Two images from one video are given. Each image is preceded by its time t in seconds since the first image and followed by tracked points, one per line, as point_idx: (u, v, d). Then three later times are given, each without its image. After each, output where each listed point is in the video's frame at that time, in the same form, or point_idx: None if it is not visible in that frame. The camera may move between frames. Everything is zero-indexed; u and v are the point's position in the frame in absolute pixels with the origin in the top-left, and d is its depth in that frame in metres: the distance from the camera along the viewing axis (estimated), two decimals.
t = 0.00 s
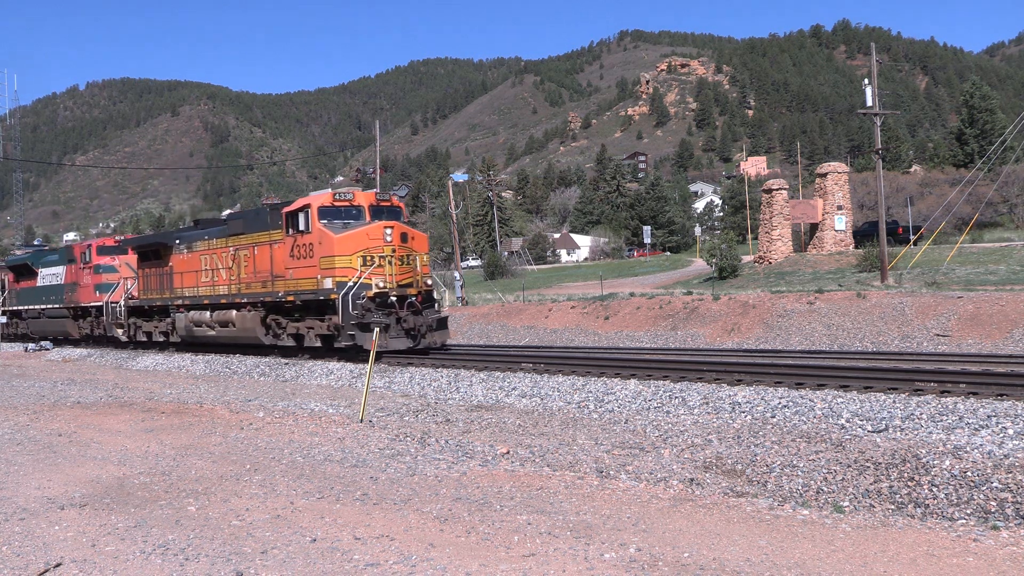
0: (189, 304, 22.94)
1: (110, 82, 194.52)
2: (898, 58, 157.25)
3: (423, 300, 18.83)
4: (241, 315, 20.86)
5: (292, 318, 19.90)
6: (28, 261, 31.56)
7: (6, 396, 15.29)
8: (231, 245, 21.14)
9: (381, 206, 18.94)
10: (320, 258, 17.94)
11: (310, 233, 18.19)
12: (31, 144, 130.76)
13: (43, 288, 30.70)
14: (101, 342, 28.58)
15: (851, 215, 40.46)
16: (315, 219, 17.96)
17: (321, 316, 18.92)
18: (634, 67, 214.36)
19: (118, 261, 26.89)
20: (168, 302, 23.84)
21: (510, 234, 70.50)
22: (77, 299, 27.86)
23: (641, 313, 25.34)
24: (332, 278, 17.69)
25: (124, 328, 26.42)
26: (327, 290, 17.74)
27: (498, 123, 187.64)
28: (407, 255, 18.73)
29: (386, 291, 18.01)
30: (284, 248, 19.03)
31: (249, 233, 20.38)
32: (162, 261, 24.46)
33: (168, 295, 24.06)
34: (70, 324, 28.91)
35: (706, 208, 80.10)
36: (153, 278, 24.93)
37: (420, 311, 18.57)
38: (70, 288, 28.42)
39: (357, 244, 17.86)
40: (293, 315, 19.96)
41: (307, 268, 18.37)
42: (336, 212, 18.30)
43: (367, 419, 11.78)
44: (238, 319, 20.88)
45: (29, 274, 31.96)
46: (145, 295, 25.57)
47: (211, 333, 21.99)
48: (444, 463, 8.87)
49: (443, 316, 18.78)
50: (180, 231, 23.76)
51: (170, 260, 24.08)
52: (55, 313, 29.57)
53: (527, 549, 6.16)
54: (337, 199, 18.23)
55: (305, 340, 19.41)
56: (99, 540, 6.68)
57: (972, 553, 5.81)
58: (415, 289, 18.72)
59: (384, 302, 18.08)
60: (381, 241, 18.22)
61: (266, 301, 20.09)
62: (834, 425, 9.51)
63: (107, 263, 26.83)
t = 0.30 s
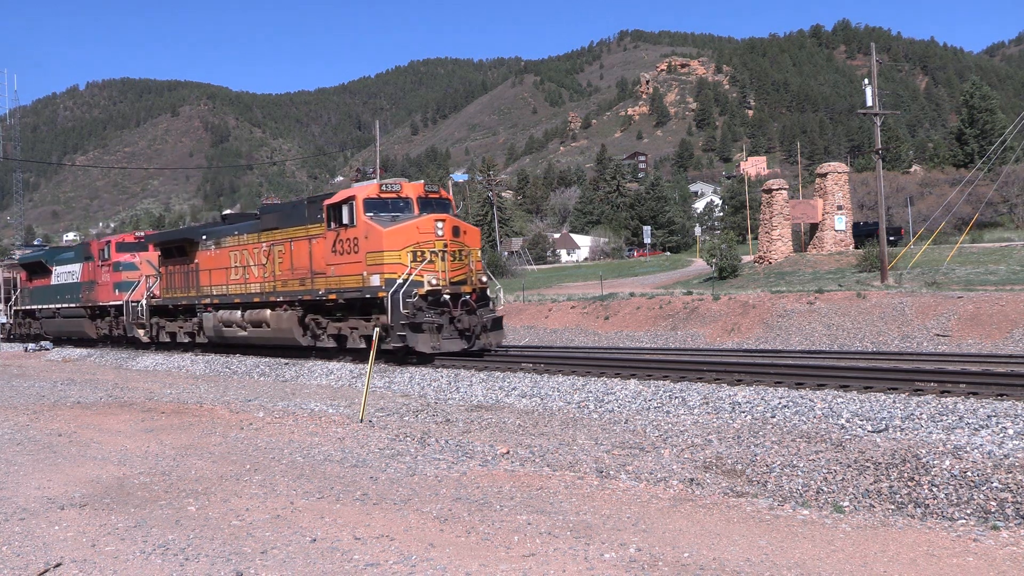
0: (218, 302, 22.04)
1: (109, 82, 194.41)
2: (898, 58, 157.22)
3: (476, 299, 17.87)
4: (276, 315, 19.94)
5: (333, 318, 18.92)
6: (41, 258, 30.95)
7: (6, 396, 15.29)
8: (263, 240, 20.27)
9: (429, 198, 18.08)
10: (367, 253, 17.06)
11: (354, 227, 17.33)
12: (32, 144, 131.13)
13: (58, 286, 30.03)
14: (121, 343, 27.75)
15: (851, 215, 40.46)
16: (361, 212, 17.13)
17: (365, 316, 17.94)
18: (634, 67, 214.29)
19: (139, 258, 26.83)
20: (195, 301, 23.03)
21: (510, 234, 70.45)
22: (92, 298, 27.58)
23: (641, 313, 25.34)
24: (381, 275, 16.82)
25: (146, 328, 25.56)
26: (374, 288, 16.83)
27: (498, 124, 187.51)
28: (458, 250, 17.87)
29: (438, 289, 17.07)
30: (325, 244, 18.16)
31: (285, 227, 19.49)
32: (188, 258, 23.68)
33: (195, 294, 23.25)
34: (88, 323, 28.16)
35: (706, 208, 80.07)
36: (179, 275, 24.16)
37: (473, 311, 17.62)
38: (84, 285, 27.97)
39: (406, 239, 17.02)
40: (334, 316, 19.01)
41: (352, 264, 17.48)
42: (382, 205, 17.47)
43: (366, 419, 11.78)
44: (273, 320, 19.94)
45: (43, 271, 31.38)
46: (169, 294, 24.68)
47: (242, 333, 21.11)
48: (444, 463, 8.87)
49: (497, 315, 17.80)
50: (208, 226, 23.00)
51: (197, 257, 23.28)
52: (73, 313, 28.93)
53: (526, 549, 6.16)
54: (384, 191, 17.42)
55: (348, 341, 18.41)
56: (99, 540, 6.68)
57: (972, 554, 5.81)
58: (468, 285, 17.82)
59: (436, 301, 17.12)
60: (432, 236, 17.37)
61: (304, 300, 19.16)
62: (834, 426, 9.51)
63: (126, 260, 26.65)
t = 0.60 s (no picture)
0: (250, 301, 21.30)
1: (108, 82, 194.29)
2: (898, 58, 157.25)
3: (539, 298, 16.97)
4: (318, 314, 19.20)
5: (380, 317, 18.19)
6: (56, 256, 30.66)
7: (6, 397, 15.31)
8: (300, 235, 19.50)
9: (485, 189, 17.29)
10: (421, 248, 16.33)
11: (407, 220, 16.59)
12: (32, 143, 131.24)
13: (73, 285, 29.78)
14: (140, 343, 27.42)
15: (851, 215, 40.45)
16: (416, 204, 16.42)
17: (419, 316, 17.15)
18: (634, 67, 214.24)
19: (161, 255, 26.17)
20: (224, 300, 22.34)
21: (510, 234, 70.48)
22: (112, 297, 26.97)
23: (640, 313, 25.37)
24: (437, 271, 16.04)
25: (170, 328, 25.00)
26: (432, 284, 16.03)
27: (498, 123, 187.36)
28: (519, 245, 17.01)
29: (500, 287, 16.23)
30: (372, 238, 17.43)
31: (325, 221, 18.70)
32: (216, 254, 22.96)
33: (224, 291, 22.55)
34: (106, 322, 27.91)
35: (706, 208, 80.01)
36: (205, 273, 23.52)
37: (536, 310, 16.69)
38: (104, 284, 27.51)
39: (464, 232, 16.25)
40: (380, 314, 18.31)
41: (404, 260, 16.74)
42: (436, 196, 16.75)
43: (367, 419, 11.79)
44: (314, 321, 19.23)
45: (57, 269, 31.11)
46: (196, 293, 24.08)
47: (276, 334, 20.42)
48: (444, 463, 8.87)
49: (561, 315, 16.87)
50: (238, 221, 22.27)
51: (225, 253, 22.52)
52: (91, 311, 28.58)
53: (527, 548, 6.16)
54: (437, 182, 16.70)
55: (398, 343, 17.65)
56: (99, 540, 6.68)
57: (972, 553, 5.81)
58: (530, 283, 16.92)
59: (497, 299, 16.26)
60: (491, 230, 16.59)
61: (349, 299, 18.41)
62: (834, 425, 9.51)
63: (148, 257, 25.86)
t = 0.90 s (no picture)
0: (287, 299, 20.54)
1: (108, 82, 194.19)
2: (897, 58, 157.29)
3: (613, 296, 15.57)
4: (366, 314, 18.24)
5: (434, 316, 17.19)
6: (72, 254, 30.50)
7: (6, 397, 15.29)
8: (343, 229, 18.66)
9: (549, 178, 16.08)
10: (484, 242, 15.13)
11: (469, 211, 15.39)
12: (32, 143, 131.25)
13: (91, 284, 29.42)
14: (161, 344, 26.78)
15: (851, 215, 40.42)
16: (479, 194, 15.26)
17: (480, 317, 15.97)
18: (634, 67, 214.13)
19: (187, 252, 25.55)
20: (258, 298, 21.52)
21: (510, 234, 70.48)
22: (136, 296, 26.33)
23: (641, 313, 25.40)
24: (502, 267, 14.82)
25: (195, 328, 24.13)
26: (497, 281, 14.78)
27: (498, 123, 187.15)
28: (590, 238, 15.67)
29: (573, 284, 14.83)
30: (428, 232, 16.33)
31: (373, 214, 17.82)
32: (246, 251, 22.25)
33: (256, 289, 21.74)
34: (126, 323, 27.36)
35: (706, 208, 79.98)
36: (234, 270, 22.81)
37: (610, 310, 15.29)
38: (126, 283, 26.93)
39: (531, 224, 15.01)
40: (434, 314, 17.31)
41: (465, 255, 15.60)
42: (499, 185, 15.54)
43: (367, 419, 11.79)
44: (358, 320, 18.41)
45: (73, 268, 30.97)
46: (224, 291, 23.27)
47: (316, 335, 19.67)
48: (444, 463, 8.87)
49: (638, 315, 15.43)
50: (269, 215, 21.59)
51: (258, 249, 21.81)
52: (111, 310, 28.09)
53: (526, 549, 6.17)
54: (500, 170, 15.50)
55: (454, 343, 16.55)
56: (99, 540, 6.68)
57: (972, 553, 5.81)
58: (603, 280, 15.55)
59: (569, 297, 14.85)
60: (561, 222, 15.29)
61: (399, 297, 17.49)
62: (834, 425, 9.51)
63: (173, 254, 25.24)
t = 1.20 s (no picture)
0: (328, 297, 20.14)
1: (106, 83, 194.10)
2: (897, 58, 157.23)
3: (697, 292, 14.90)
4: (420, 315, 17.71)
5: (496, 316, 16.59)
6: (90, 251, 30.43)
7: (6, 397, 15.28)
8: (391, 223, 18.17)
9: (624, 166, 15.46)
10: (558, 234, 14.58)
11: (541, 200, 14.83)
12: (32, 143, 131.30)
13: (111, 282, 29.30)
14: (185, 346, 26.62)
15: (851, 215, 40.37)
16: (552, 182, 14.71)
17: (550, 315, 15.41)
18: (634, 67, 213.88)
19: (215, 248, 25.25)
20: (296, 296, 21.06)
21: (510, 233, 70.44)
22: (158, 294, 26.08)
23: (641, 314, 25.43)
24: (578, 262, 14.29)
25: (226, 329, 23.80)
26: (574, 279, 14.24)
27: (497, 123, 186.96)
28: (671, 230, 15.05)
29: (657, 281, 14.22)
30: (493, 224, 15.78)
31: (424, 205, 17.26)
32: (283, 246, 21.67)
33: (293, 286, 21.28)
34: (149, 323, 27.22)
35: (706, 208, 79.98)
36: (267, 266, 22.27)
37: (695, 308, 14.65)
38: (148, 281, 26.71)
39: (609, 215, 14.43)
40: (496, 314, 16.72)
41: (535, 249, 15.06)
42: (571, 173, 15.01)
43: (366, 419, 11.79)
44: (409, 321, 17.94)
45: (91, 266, 30.92)
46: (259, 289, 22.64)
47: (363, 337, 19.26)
48: (444, 463, 8.87)
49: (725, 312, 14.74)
50: (307, 208, 21.04)
51: (294, 245, 21.24)
52: (132, 308, 27.94)
53: (527, 549, 6.16)
54: (573, 157, 14.94)
55: (520, 345, 15.92)
56: (99, 540, 6.68)
57: (972, 553, 5.81)
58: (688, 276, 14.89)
59: (653, 295, 14.26)
60: (642, 214, 14.67)
61: (457, 295, 16.91)
62: (834, 425, 9.51)
63: (200, 250, 24.93)
